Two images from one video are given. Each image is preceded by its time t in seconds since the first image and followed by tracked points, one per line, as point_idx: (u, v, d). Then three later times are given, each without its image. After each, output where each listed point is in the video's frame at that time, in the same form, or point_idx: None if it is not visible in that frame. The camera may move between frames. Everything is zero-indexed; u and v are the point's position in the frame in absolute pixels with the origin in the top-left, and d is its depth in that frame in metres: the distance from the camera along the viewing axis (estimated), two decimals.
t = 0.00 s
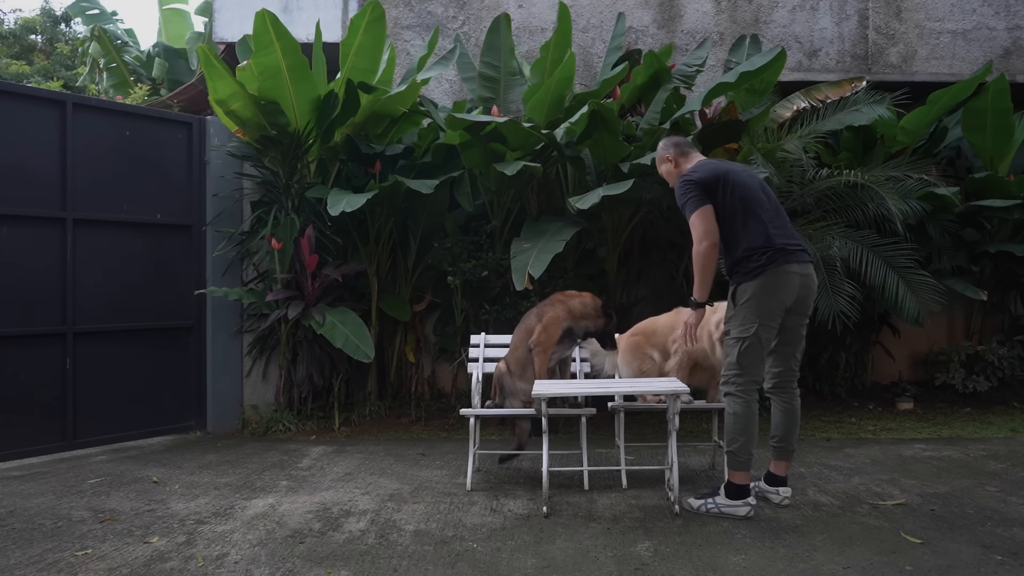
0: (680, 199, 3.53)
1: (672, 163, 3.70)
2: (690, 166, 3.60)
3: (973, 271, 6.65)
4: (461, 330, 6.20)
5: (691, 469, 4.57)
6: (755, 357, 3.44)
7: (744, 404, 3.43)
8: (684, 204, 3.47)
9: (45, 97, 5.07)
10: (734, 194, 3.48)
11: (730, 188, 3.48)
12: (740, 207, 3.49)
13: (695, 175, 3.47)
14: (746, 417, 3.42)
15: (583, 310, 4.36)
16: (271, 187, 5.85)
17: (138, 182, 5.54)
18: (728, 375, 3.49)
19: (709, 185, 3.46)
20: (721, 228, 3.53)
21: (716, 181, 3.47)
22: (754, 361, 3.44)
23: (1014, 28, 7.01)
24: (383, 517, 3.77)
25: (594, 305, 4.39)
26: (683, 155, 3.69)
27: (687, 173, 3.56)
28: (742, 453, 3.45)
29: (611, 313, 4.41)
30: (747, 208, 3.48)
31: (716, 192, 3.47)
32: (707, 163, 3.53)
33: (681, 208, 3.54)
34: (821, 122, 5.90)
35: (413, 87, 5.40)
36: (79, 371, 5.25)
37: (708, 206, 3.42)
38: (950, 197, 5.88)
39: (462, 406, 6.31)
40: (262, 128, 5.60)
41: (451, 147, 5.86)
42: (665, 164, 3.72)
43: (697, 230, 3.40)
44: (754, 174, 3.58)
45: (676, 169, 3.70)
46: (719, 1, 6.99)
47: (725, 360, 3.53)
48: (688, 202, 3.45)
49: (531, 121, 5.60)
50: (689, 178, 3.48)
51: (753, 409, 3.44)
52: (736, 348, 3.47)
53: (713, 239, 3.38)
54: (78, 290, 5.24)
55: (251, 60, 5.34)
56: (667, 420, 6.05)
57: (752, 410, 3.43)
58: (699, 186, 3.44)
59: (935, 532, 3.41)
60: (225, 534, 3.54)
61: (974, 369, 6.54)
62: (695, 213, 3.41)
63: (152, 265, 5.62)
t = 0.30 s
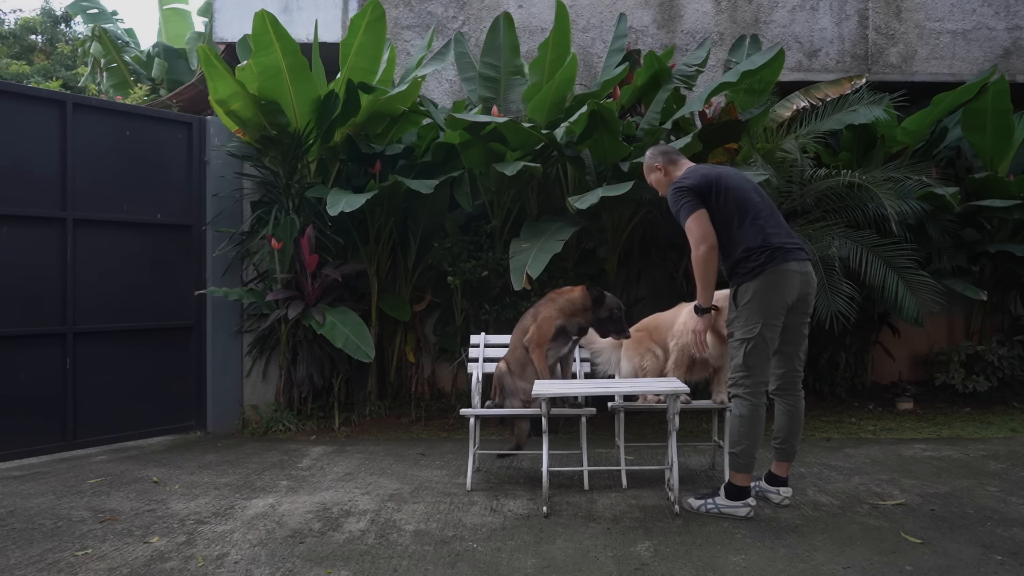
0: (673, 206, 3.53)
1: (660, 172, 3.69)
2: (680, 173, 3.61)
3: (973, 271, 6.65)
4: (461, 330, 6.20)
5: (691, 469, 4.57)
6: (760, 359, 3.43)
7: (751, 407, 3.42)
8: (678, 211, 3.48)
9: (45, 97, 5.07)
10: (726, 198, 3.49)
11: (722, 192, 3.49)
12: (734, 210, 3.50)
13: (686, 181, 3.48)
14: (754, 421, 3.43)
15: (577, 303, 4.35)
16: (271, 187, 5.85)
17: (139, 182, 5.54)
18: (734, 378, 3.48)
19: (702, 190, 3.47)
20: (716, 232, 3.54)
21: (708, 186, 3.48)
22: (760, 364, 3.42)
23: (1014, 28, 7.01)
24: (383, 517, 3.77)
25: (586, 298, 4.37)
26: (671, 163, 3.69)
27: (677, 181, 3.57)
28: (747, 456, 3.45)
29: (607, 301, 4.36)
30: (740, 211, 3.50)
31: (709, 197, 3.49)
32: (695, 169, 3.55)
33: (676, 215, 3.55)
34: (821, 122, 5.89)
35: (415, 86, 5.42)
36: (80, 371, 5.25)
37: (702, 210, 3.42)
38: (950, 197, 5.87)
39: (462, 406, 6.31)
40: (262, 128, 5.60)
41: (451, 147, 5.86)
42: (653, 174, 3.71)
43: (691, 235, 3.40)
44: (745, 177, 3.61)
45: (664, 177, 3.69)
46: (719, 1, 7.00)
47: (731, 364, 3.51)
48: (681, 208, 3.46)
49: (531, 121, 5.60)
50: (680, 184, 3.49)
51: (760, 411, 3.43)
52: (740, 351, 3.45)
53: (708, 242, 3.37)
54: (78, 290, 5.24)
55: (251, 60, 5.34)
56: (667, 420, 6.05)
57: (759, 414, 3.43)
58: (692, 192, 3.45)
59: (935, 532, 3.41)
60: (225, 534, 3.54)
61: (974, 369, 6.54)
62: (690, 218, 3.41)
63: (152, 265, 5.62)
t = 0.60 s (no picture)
0: (683, 208, 3.51)
1: (662, 172, 3.68)
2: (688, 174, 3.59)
3: (973, 271, 6.65)
4: (461, 330, 6.19)
5: (692, 469, 4.57)
6: (767, 358, 3.44)
7: (755, 405, 3.43)
8: (689, 212, 3.46)
9: (45, 97, 5.06)
10: (736, 198, 3.49)
11: (733, 193, 3.48)
12: (743, 210, 3.50)
13: (696, 182, 3.46)
14: (756, 418, 3.43)
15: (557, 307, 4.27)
16: (271, 187, 5.85)
17: (139, 182, 5.54)
18: (740, 376, 3.49)
19: (712, 191, 3.46)
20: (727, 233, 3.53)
21: (717, 186, 3.47)
22: (767, 363, 3.44)
23: (1014, 28, 7.01)
24: (383, 517, 3.77)
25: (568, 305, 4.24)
26: (673, 163, 3.68)
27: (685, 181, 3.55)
28: (750, 453, 3.45)
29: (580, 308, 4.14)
30: (750, 211, 3.50)
31: (720, 198, 3.48)
32: (702, 169, 3.53)
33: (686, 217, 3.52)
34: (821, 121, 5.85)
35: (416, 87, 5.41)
36: (79, 371, 5.25)
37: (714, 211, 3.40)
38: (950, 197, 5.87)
39: (462, 406, 6.31)
40: (261, 128, 5.60)
41: (451, 146, 5.89)
42: (654, 175, 3.70)
43: (706, 234, 3.36)
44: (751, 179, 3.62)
45: (666, 177, 3.67)
46: (719, 2, 7.00)
47: (737, 361, 3.52)
48: (693, 210, 3.43)
49: (531, 120, 5.59)
50: (691, 185, 3.47)
51: (763, 409, 3.44)
52: (749, 348, 3.46)
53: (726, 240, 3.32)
54: (77, 290, 5.24)
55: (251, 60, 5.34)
56: (667, 420, 6.05)
57: (762, 412, 3.43)
58: (703, 193, 3.43)
59: (935, 532, 3.41)
60: (225, 534, 3.54)
61: (974, 369, 6.54)
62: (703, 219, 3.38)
63: (152, 265, 5.62)
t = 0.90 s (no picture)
0: (696, 209, 3.49)
1: (665, 171, 3.68)
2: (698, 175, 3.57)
3: (973, 271, 6.65)
4: (461, 330, 6.19)
5: (692, 470, 4.57)
6: (769, 356, 3.49)
7: (754, 401, 3.50)
8: (703, 214, 3.44)
9: (45, 97, 5.06)
10: (746, 200, 3.49)
11: (744, 195, 3.49)
12: (753, 212, 3.51)
13: (708, 184, 3.45)
14: (756, 415, 3.51)
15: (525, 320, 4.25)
16: (271, 187, 5.86)
17: (139, 182, 5.54)
18: (738, 370, 3.55)
19: (724, 192, 3.45)
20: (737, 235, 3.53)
21: (728, 188, 3.47)
22: (768, 361, 3.49)
23: (1014, 28, 7.01)
24: (383, 517, 3.77)
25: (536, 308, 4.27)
26: (676, 163, 3.68)
27: (694, 183, 3.53)
28: (759, 448, 3.54)
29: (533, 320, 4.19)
30: (759, 213, 3.51)
31: (731, 200, 3.47)
32: (711, 170, 3.53)
33: (698, 218, 3.50)
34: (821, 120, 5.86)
35: (416, 88, 5.40)
36: (80, 371, 5.25)
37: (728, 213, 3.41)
38: (950, 197, 5.87)
39: (462, 406, 6.31)
40: (262, 128, 5.60)
41: (451, 147, 5.89)
42: (657, 174, 3.68)
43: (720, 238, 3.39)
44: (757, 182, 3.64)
45: (668, 176, 3.68)
46: (719, 1, 7.00)
47: (738, 355, 3.57)
48: (707, 212, 3.42)
49: (531, 120, 5.59)
50: (703, 187, 3.45)
51: (763, 407, 3.51)
52: (752, 347, 3.50)
53: (740, 244, 3.37)
54: (78, 290, 5.24)
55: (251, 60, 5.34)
56: (667, 420, 6.05)
57: (762, 409, 3.51)
58: (716, 195, 3.43)
59: (935, 532, 3.41)
60: (225, 534, 3.54)
61: (974, 369, 6.54)
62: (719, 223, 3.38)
63: (152, 265, 5.62)
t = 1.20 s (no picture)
0: (694, 213, 3.51)
1: (660, 172, 3.69)
2: (697, 177, 3.57)
3: (973, 270, 6.65)
4: (461, 330, 6.19)
5: (692, 470, 4.57)
6: (769, 357, 3.53)
7: (758, 402, 3.52)
8: (699, 222, 3.49)
9: (45, 97, 5.06)
10: (744, 203, 3.49)
11: (743, 198, 3.48)
12: (752, 215, 3.51)
13: (706, 188, 3.46)
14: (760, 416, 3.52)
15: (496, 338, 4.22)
16: (271, 187, 5.86)
17: (139, 182, 5.54)
18: (740, 373, 3.57)
19: (720, 198, 3.46)
20: (735, 237, 3.56)
21: (725, 192, 3.47)
22: (768, 362, 3.53)
23: (1014, 28, 7.01)
24: (383, 517, 3.77)
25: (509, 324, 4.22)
26: (672, 163, 3.70)
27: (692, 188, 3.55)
28: (761, 449, 3.53)
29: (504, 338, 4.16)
30: (758, 216, 3.51)
31: (728, 205, 3.48)
32: (709, 174, 3.52)
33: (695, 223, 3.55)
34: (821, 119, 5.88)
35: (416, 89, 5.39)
36: (80, 371, 5.25)
37: (722, 221, 3.44)
38: (949, 197, 5.87)
39: (462, 406, 6.31)
40: (262, 128, 5.60)
41: (451, 147, 5.89)
42: (651, 175, 3.69)
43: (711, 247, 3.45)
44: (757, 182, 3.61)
45: (663, 176, 3.69)
46: (719, 2, 7.00)
47: (738, 357, 3.59)
48: (703, 219, 3.46)
49: (531, 120, 5.59)
50: (698, 194, 3.47)
51: (766, 408, 3.53)
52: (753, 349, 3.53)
53: (730, 252, 3.43)
54: (78, 290, 5.24)
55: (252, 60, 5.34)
56: (667, 420, 6.05)
57: (766, 409, 3.53)
58: (711, 202, 3.44)
59: (935, 532, 3.41)
60: (225, 534, 3.54)
61: (974, 369, 6.53)
62: (712, 230, 3.44)
63: (152, 265, 5.62)
